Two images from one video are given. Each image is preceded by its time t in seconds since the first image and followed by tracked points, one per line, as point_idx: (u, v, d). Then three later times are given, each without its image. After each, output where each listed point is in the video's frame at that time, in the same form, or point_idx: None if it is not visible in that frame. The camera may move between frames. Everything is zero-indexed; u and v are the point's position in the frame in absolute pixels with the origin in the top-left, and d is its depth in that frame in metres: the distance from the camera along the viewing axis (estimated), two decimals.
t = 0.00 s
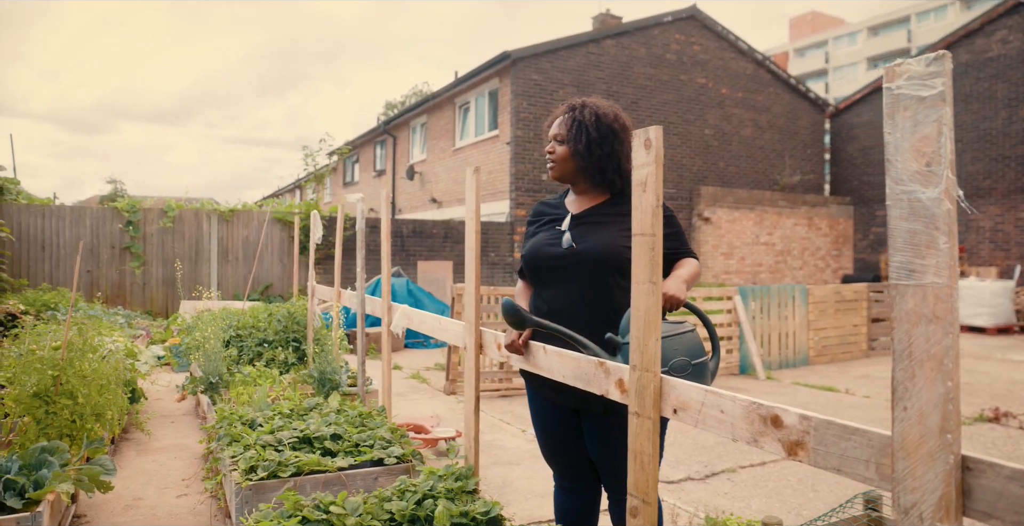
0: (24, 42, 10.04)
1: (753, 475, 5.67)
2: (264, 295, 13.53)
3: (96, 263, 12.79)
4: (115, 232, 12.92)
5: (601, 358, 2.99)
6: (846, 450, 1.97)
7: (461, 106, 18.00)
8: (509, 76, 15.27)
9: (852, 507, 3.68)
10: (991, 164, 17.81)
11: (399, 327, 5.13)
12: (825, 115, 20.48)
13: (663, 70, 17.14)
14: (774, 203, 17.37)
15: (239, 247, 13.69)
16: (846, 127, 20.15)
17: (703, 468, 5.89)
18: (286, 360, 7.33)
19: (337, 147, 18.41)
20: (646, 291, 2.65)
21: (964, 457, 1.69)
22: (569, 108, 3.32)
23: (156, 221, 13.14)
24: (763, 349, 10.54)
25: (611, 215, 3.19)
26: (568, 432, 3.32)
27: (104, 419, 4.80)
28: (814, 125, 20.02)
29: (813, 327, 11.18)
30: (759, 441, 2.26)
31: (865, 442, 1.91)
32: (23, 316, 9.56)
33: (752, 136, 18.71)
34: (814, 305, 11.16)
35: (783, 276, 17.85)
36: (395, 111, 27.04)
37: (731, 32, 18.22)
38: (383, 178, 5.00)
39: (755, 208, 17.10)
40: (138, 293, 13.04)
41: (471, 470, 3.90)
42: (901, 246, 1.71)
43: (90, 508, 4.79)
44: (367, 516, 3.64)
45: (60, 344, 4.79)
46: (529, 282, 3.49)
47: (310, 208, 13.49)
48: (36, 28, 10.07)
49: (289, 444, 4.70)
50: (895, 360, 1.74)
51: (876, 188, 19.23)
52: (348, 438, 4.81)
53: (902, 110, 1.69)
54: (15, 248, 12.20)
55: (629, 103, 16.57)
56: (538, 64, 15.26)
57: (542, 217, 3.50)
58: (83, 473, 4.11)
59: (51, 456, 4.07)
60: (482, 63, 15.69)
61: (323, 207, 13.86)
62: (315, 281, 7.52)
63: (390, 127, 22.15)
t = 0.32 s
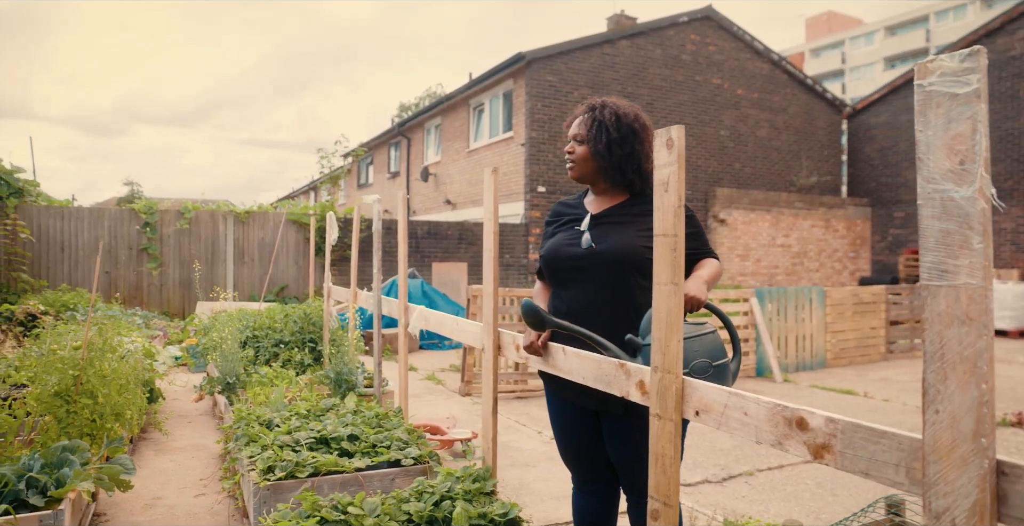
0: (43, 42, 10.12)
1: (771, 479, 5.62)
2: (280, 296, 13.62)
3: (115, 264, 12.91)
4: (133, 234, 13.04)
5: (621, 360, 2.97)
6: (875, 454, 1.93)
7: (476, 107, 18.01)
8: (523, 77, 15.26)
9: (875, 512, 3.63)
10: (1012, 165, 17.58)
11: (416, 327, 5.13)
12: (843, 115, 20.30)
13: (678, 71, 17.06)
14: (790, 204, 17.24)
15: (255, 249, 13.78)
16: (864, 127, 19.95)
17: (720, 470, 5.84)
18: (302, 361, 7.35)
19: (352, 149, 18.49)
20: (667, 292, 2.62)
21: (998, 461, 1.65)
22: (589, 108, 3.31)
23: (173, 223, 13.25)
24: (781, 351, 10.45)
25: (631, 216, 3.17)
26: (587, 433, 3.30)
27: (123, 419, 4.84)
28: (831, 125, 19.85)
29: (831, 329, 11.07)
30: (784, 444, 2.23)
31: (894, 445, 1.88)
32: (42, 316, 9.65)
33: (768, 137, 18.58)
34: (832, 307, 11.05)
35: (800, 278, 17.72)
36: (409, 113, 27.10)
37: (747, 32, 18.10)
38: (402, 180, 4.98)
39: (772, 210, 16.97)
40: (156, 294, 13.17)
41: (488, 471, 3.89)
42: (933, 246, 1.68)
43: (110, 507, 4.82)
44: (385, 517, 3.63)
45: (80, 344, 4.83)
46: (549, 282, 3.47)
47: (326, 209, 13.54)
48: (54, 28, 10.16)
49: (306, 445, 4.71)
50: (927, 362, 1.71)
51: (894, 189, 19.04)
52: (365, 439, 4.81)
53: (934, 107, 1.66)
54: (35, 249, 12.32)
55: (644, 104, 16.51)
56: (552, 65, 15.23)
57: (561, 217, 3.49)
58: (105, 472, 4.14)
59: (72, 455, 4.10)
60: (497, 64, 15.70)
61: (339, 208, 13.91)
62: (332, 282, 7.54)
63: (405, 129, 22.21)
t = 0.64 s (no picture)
0: (60, 41, 10.22)
1: (784, 482, 5.57)
2: (294, 295, 13.69)
3: (130, 263, 13.04)
4: (148, 233, 13.18)
5: (632, 361, 2.95)
6: (887, 458, 1.91)
7: (490, 107, 18.02)
8: (538, 77, 15.25)
9: (889, 516, 3.58)
10: None
11: (429, 326, 5.14)
12: (860, 116, 20.10)
13: (693, 71, 16.98)
14: (806, 206, 17.09)
15: (269, 248, 13.88)
16: (882, 128, 19.72)
17: (733, 473, 5.79)
18: (314, 360, 7.38)
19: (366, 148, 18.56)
20: (678, 292, 2.61)
21: (1014, 466, 1.62)
22: (603, 107, 3.28)
23: (188, 222, 13.38)
24: (795, 354, 10.37)
25: (643, 215, 3.15)
26: (598, 434, 3.28)
27: (136, 416, 4.90)
28: (848, 126, 19.67)
29: (846, 332, 10.96)
30: (795, 446, 2.20)
31: (907, 449, 1.85)
32: (59, 314, 9.78)
33: (785, 138, 18.44)
34: (847, 309, 10.93)
35: (815, 281, 17.58)
36: (424, 114, 27.15)
37: (764, 32, 17.97)
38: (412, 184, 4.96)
39: (787, 211, 16.83)
40: (171, 293, 13.29)
41: (499, 471, 3.88)
42: (950, 246, 1.64)
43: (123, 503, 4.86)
44: (395, 516, 3.63)
45: (94, 342, 4.89)
46: (560, 283, 3.46)
47: (339, 209, 13.60)
48: (71, 27, 10.26)
49: (317, 444, 4.72)
50: (942, 366, 1.67)
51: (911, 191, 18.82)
52: (375, 438, 4.81)
53: (954, 104, 1.63)
54: (52, 247, 12.44)
55: (659, 104, 16.44)
56: (567, 65, 15.21)
57: (573, 216, 3.47)
58: (120, 468, 4.19)
59: (86, 451, 4.13)
60: (511, 64, 15.69)
61: (352, 208, 13.96)
62: (344, 282, 7.56)
63: (419, 129, 22.28)
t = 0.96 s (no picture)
0: (70, 39, 10.28)
1: (790, 482, 5.53)
2: (303, 293, 13.75)
3: (139, 261, 13.14)
4: (159, 231, 13.26)
5: (632, 360, 2.93)
6: (886, 461, 1.87)
7: (499, 105, 17.99)
8: (547, 74, 15.21)
9: (895, 517, 3.54)
10: None
11: (433, 324, 5.13)
12: (872, 114, 19.91)
13: (703, 69, 16.88)
14: (817, 204, 16.96)
15: (278, 246, 13.94)
16: (894, 126, 19.53)
17: (738, 473, 5.76)
18: (321, 358, 7.41)
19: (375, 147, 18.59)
20: (678, 291, 2.58)
21: (1013, 470, 1.59)
22: (605, 104, 3.25)
23: (198, 220, 13.46)
24: (805, 353, 10.29)
25: (645, 214, 3.12)
26: (599, 433, 3.26)
27: (143, 413, 4.92)
28: (860, 124, 19.49)
29: (856, 332, 10.86)
30: (794, 448, 2.17)
31: (906, 453, 1.82)
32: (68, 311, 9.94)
33: (796, 135, 18.30)
34: (858, 309, 10.83)
35: (826, 280, 17.46)
36: (433, 112, 27.16)
37: (775, 29, 17.84)
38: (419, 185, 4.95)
39: (799, 210, 16.70)
40: (181, 292, 13.39)
41: (500, 470, 3.87)
42: (951, 246, 1.60)
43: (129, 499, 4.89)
44: (395, 514, 3.63)
45: (100, 338, 4.92)
46: (562, 282, 3.44)
47: (348, 207, 13.64)
48: (81, 27, 10.35)
49: (321, 441, 4.72)
50: (941, 367, 1.64)
51: (924, 190, 18.63)
52: (380, 436, 4.81)
53: (955, 101, 1.58)
54: (63, 245, 12.54)
55: (668, 102, 16.37)
56: (576, 63, 15.17)
57: (575, 215, 3.45)
58: (125, 464, 4.21)
59: (91, 448, 4.15)
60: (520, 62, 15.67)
61: (361, 206, 14.00)
62: (351, 280, 7.58)
63: (428, 127, 22.29)
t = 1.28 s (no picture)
0: (84, 40, 10.38)
1: (801, 484, 5.47)
2: (315, 291, 13.83)
3: (153, 259, 13.26)
4: (173, 229, 13.38)
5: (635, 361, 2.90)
6: (887, 467, 1.84)
7: (512, 104, 17.97)
8: (559, 73, 15.17)
9: (906, 522, 3.48)
10: None
11: (440, 324, 5.12)
12: (889, 111, 19.66)
13: (717, 67, 16.75)
14: (832, 202, 16.78)
15: (291, 244, 14.02)
16: (911, 124, 19.26)
17: (748, 474, 5.71)
18: (331, 356, 7.44)
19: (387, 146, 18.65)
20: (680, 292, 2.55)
21: (1014, 478, 1.55)
22: (610, 103, 3.22)
23: (212, 218, 13.56)
24: (818, 353, 10.20)
25: (649, 214, 3.09)
26: (602, 434, 3.24)
27: (151, 410, 4.96)
28: (877, 122, 19.25)
29: (871, 332, 10.74)
30: (795, 453, 2.14)
31: (907, 459, 1.78)
32: (84, 308, 10.08)
33: (811, 133, 18.12)
34: (873, 309, 10.70)
35: (841, 279, 17.28)
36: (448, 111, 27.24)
37: (789, 27, 17.66)
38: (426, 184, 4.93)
39: (814, 208, 16.53)
40: (195, 290, 13.51)
41: (505, 471, 3.86)
42: (951, 248, 1.56)
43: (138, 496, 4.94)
44: (399, 514, 3.63)
45: (109, 337, 4.96)
46: (566, 282, 3.42)
47: (360, 205, 13.70)
48: (96, 29, 10.45)
49: (327, 440, 4.74)
50: (942, 372, 1.60)
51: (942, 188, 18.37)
52: (386, 436, 4.82)
53: (956, 100, 1.54)
54: (78, 243, 12.66)
55: (681, 100, 16.26)
56: (589, 61, 15.13)
57: (579, 215, 3.42)
58: (132, 462, 4.24)
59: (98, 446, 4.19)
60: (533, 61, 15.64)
61: (373, 204, 14.05)
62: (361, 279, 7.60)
63: (441, 126, 22.32)
